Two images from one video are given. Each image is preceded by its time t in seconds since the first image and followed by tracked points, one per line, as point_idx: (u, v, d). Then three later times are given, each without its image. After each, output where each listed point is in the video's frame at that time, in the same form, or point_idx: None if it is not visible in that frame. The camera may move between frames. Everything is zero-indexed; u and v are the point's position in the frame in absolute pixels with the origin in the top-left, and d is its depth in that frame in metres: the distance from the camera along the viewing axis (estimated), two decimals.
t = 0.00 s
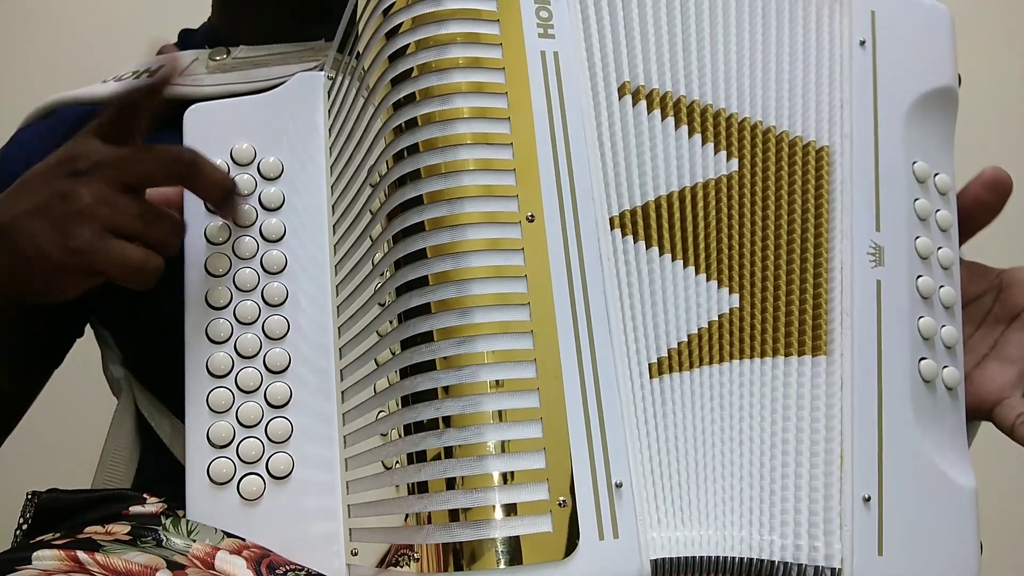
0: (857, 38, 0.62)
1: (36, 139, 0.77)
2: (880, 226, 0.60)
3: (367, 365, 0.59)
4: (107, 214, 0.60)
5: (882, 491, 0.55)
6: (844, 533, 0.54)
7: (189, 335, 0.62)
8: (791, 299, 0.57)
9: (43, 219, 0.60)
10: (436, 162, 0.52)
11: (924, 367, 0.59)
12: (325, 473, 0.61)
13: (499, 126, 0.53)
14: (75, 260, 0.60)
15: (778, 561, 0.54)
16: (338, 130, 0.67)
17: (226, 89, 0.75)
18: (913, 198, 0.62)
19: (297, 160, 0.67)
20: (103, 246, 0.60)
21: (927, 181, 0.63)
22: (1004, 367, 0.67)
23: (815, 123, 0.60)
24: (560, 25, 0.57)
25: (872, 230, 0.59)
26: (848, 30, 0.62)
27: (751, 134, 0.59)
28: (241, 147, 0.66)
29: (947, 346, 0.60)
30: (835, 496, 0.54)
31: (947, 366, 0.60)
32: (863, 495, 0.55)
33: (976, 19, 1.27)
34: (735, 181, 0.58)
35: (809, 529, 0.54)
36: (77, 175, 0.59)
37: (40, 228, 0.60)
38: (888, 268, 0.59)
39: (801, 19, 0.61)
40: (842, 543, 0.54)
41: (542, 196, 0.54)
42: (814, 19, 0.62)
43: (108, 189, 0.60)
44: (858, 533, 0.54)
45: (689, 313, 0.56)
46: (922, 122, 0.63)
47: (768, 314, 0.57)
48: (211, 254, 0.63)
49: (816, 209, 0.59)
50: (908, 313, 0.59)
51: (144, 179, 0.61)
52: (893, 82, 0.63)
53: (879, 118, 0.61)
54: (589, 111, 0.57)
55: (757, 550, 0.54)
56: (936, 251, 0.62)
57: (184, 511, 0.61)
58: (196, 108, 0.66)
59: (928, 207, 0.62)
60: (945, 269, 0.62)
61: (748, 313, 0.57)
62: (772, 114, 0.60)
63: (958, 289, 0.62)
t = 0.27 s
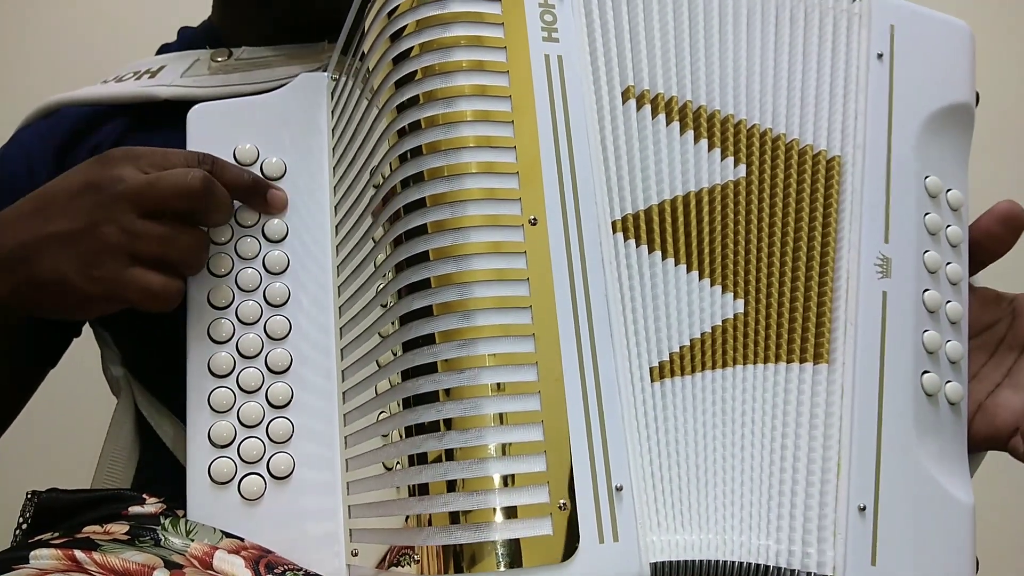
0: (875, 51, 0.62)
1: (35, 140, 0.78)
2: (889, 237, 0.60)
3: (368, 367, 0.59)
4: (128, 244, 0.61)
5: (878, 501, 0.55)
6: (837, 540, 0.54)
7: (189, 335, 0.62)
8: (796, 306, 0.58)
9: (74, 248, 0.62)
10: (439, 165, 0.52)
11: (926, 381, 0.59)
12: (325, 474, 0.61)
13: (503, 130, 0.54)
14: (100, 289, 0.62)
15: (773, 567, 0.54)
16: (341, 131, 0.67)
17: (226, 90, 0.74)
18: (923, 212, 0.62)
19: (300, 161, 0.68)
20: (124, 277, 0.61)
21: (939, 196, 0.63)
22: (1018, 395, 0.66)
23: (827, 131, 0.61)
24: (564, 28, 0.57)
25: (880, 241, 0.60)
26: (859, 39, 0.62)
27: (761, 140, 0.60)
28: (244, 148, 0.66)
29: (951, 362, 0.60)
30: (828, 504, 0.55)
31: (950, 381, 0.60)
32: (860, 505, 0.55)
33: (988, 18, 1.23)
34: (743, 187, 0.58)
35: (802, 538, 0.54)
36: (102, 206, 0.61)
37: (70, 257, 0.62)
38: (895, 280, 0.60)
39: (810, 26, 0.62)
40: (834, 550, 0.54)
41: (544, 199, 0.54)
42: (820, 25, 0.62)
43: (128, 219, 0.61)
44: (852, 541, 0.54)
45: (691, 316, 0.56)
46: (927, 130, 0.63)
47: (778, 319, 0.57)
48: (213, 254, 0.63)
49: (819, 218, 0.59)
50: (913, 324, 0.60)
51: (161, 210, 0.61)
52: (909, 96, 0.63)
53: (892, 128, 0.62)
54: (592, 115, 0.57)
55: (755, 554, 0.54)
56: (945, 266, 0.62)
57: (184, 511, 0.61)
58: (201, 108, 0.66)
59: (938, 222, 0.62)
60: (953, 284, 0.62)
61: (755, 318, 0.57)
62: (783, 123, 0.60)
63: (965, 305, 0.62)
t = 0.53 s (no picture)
0: (886, 52, 0.62)
1: (35, 139, 0.77)
2: (898, 239, 0.60)
3: (367, 368, 0.58)
4: (110, 235, 0.60)
5: (885, 503, 0.55)
6: (844, 543, 0.54)
7: (189, 336, 0.61)
8: (801, 306, 0.57)
9: (54, 234, 0.60)
10: (437, 164, 0.52)
11: (934, 383, 0.59)
12: (325, 475, 0.61)
13: (501, 129, 0.53)
14: (76, 277, 0.60)
15: (774, 568, 0.54)
16: (339, 131, 0.67)
17: (226, 88, 0.73)
18: (932, 214, 0.62)
19: (298, 161, 0.67)
20: (102, 267, 0.60)
21: (948, 198, 0.63)
22: None
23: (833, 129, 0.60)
24: (562, 26, 0.57)
25: (890, 242, 0.59)
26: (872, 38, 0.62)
27: (764, 139, 0.59)
28: (242, 147, 0.66)
29: (959, 364, 0.60)
30: (836, 505, 0.54)
31: (958, 384, 0.60)
32: (866, 507, 0.55)
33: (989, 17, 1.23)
34: (746, 186, 0.59)
35: (805, 542, 0.54)
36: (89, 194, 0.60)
37: (49, 243, 0.60)
38: (904, 280, 0.59)
39: (813, 23, 0.61)
40: (840, 552, 0.54)
41: (543, 199, 0.54)
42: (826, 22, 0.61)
43: (114, 211, 0.60)
44: (859, 544, 0.54)
45: (693, 315, 0.56)
46: (933, 129, 0.63)
47: (786, 318, 0.57)
48: (211, 255, 0.63)
49: (826, 219, 0.59)
50: (920, 327, 0.60)
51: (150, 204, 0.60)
52: (920, 100, 0.63)
53: (903, 127, 0.61)
54: (591, 114, 0.57)
55: (756, 555, 0.53)
56: (954, 268, 0.62)
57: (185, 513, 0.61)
58: (201, 108, 0.66)
59: (948, 223, 0.62)
60: (962, 287, 0.62)
61: (759, 318, 0.57)
62: (790, 121, 0.60)
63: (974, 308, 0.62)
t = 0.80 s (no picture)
0: (894, 55, 0.61)
1: (36, 142, 0.77)
2: (902, 243, 0.59)
3: (364, 367, 0.59)
4: (94, 231, 0.60)
5: (882, 507, 0.55)
6: (840, 545, 0.54)
7: (187, 335, 0.62)
8: (800, 308, 0.57)
9: (39, 230, 0.61)
10: (433, 164, 0.52)
11: (935, 389, 0.58)
12: (323, 474, 0.61)
13: (497, 129, 0.53)
14: (60, 273, 0.61)
15: (768, 568, 0.54)
16: (337, 130, 0.67)
17: (226, 89, 0.73)
18: (938, 219, 0.61)
19: (296, 161, 0.67)
20: (85, 262, 0.60)
21: (954, 203, 0.62)
22: None
23: (837, 131, 0.59)
24: (558, 26, 0.57)
25: (894, 246, 0.59)
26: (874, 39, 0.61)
27: (764, 140, 0.59)
28: (241, 147, 0.66)
29: (962, 369, 0.60)
30: (832, 507, 0.54)
31: (960, 389, 0.59)
32: (863, 510, 0.54)
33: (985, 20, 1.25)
34: (746, 186, 0.58)
35: (800, 544, 0.53)
36: (74, 192, 0.61)
37: (34, 239, 0.61)
38: (907, 284, 0.59)
39: (815, 24, 0.61)
40: (836, 554, 0.53)
41: (539, 198, 0.54)
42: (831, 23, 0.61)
43: (98, 208, 0.61)
44: (856, 547, 0.54)
45: (690, 316, 0.56)
46: (939, 133, 0.62)
47: (784, 320, 0.57)
48: (209, 255, 0.63)
49: (826, 220, 0.58)
50: (923, 332, 0.59)
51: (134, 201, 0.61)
52: (928, 107, 0.62)
53: (909, 128, 0.61)
54: (587, 115, 0.57)
55: (750, 556, 0.53)
56: (958, 272, 0.61)
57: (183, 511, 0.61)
58: (201, 108, 0.66)
59: (953, 228, 0.61)
60: (966, 292, 0.61)
61: (757, 319, 0.56)
62: (794, 123, 0.60)
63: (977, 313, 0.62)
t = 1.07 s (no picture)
0: (915, 64, 0.62)
1: (37, 147, 0.77)
2: (916, 253, 0.60)
3: (367, 370, 0.58)
4: (100, 242, 0.60)
5: (886, 519, 0.55)
6: (841, 555, 0.54)
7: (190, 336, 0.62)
8: (808, 315, 0.58)
9: (38, 242, 0.60)
10: (437, 168, 0.51)
11: (945, 403, 0.59)
12: (325, 475, 0.61)
13: (501, 133, 0.53)
14: (63, 284, 0.60)
15: None
16: (341, 131, 0.67)
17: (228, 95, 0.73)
18: (953, 231, 0.62)
19: (300, 161, 0.67)
20: (91, 273, 0.60)
21: (971, 216, 0.62)
22: None
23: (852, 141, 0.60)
24: (563, 29, 0.57)
25: (908, 257, 0.59)
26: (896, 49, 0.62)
27: (774, 146, 0.59)
28: (245, 148, 0.66)
29: (972, 384, 0.60)
30: (835, 518, 0.55)
31: (969, 404, 0.60)
32: (867, 522, 0.55)
33: (995, 19, 1.22)
34: (755, 192, 0.58)
35: (801, 553, 0.54)
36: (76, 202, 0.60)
37: (34, 251, 0.60)
38: (919, 296, 0.59)
39: (833, 28, 0.61)
40: (836, 564, 0.54)
41: (543, 203, 0.53)
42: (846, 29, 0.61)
43: (104, 219, 0.60)
44: (857, 557, 0.54)
45: (695, 322, 0.56)
46: (960, 146, 0.63)
47: (794, 328, 0.57)
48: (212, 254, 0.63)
49: (836, 230, 0.59)
50: (935, 343, 0.60)
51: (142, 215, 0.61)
52: (947, 114, 0.63)
53: (929, 140, 0.61)
54: (592, 118, 0.57)
55: (753, 563, 0.54)
56: (973, 286, 0.62)
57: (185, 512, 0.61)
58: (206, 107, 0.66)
59: (969, 241, 0.61)
60: (980, 306, 0.62)
61: (762, 325, 0.57)
62: (812, 129, 0.60)
63: (991, 327, 0.62)
